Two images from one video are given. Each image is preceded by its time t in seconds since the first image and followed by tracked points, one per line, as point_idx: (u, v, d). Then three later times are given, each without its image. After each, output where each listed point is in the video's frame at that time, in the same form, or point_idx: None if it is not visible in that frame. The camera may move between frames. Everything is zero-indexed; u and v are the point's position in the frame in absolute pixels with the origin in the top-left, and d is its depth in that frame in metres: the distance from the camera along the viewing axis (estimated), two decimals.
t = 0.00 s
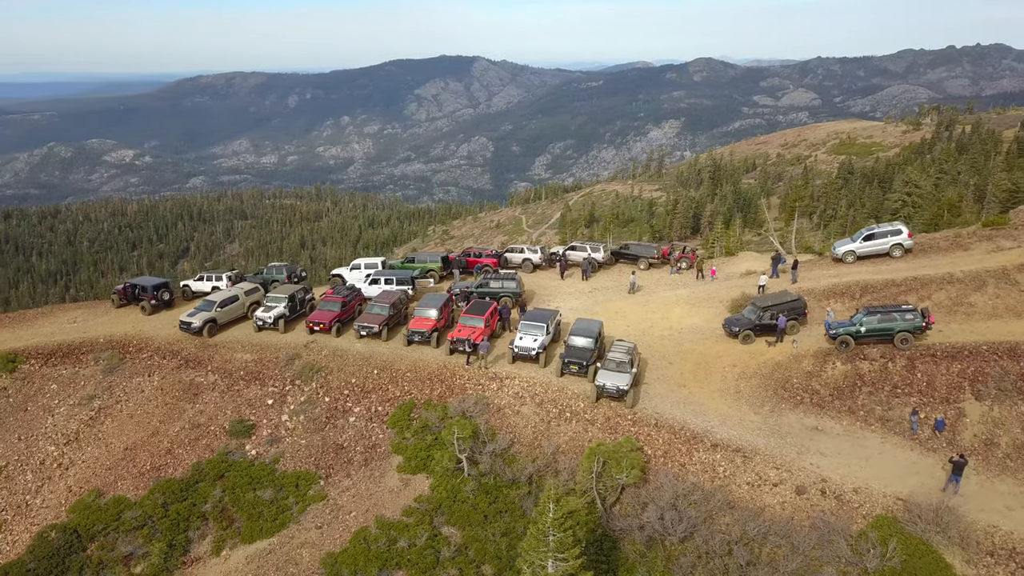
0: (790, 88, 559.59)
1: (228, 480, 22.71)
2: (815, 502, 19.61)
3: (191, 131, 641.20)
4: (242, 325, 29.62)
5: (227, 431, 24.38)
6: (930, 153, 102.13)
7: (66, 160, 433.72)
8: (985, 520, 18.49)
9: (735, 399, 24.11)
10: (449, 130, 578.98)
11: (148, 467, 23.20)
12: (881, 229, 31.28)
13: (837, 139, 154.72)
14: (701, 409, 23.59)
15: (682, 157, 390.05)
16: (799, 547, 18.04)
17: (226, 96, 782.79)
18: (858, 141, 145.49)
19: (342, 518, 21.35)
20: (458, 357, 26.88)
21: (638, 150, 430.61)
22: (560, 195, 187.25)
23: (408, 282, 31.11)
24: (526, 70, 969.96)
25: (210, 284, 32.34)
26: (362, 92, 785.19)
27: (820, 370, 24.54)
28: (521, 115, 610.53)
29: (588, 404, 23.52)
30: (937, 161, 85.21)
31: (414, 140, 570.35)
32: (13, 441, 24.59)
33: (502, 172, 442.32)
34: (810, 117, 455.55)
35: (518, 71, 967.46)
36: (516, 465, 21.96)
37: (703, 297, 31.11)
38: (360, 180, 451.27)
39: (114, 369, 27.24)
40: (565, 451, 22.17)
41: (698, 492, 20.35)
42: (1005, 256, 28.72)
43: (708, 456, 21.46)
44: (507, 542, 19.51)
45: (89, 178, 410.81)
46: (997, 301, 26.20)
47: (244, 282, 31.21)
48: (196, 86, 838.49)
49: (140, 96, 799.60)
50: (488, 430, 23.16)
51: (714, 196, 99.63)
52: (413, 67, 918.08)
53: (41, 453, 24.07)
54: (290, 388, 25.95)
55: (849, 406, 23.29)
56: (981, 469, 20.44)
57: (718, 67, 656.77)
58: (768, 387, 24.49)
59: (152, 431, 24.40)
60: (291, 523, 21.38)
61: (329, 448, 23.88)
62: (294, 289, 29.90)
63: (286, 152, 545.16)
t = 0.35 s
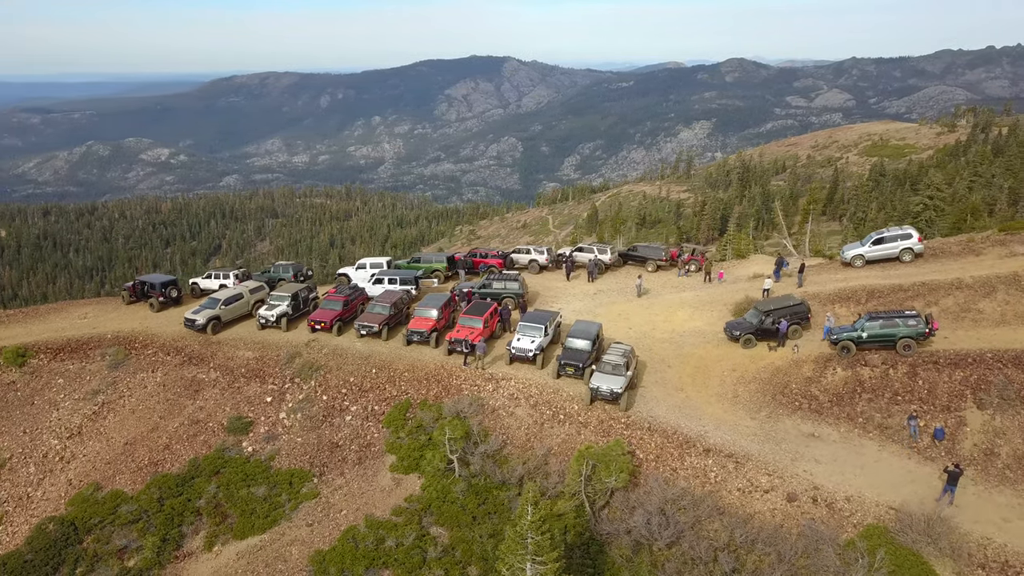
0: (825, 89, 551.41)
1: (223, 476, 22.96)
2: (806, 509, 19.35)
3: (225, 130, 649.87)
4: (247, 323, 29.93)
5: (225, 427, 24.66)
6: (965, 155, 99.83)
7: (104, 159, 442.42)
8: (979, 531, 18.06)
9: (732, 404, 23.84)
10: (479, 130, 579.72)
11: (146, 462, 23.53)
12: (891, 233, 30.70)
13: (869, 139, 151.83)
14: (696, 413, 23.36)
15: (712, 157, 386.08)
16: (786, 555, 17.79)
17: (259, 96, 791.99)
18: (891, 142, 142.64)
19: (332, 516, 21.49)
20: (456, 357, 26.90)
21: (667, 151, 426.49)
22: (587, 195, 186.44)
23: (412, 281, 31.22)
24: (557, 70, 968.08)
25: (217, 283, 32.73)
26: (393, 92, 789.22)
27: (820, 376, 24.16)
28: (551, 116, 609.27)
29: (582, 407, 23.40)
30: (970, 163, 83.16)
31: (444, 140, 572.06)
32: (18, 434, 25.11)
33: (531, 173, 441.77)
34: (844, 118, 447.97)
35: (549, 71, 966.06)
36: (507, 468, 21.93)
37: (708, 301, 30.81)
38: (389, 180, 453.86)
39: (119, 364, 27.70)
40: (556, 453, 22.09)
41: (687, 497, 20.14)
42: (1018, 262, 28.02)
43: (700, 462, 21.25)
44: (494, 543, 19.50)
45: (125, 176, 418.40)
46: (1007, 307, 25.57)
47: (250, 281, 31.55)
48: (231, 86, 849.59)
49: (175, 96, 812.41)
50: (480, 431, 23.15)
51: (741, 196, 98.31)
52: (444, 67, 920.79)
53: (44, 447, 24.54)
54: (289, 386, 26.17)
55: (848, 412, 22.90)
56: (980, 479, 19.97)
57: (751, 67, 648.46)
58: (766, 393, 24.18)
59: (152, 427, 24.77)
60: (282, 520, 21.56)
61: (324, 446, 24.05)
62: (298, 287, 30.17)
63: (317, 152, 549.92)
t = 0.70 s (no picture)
0: (853, 89, 544.27)
1: (217, 473, 23.17)
2: (794, 515, 19.15)
3: (252, 130, 656.29)
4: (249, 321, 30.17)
5: (221, 424, 24.89)
6: (993, 154, 97.77)
7: (133, 158, 448.85)
8: (969, 541, 17.75)
9: (726, 408, 23.64)
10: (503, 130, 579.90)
11: (142, 458, 23.83)
12: (896, 236, 30.27)
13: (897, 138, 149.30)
14: (690, 416, 23.18)
15: (737, 158, 382.24)
16: (771, 561, 17.60)
17: (286, 96, 798.75)
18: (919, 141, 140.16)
19: (322, 515, 21.60)
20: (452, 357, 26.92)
21: (691, 151, 422.45)
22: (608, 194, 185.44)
23: (413, 281, 31.33)
24: (582, 70, 965.43)
25: (221, 281, 33.06)
26: (417, 91, 791.76)
27: (816, 381, 23.86)
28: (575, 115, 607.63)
29: (574, 409, 23.29)
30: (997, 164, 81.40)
31: (468, 140, 572.98)
32: (20, 429, 25.53)
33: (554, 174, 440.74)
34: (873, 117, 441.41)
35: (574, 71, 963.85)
36: (495, 468, 21.92)
37: (710, 303, 30.55)
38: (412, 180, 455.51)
39: (121, 360, 28.06)
40: (546, 455, 22.05)
41: (676, 501, 20.00)
42: None
43: (690, 465, 21.10)
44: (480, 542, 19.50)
45: (155, 175, 424.47)
46: (1012, 313, 25.08)
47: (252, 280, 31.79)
48: (258, 87, 857.99)
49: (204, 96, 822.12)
50: (472, 432, 23.17)
51: (763, 195, 96.84)
52: (469, 67, 922.47)
53: (45, 441, 24.95)
54: (286, 384, 26.33)
55: (844, 418, 22.61)
56: (974, 488, 19.63)
57: (778, 67, 640.55)
58: (762, 397, 23.93)
59: (150, 423, 25.08)
60: (273, 517, 21.71)
61: (318, 445, 24.19)
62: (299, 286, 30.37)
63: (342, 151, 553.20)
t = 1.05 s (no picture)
0: (885, 90, 536.12)
1: (210, 469, 23.42)
2: (781, 522, 18.92)
3: (281, 129, 662.39)
4: (251, 319, 30.43)
5: (218, 422, 25.16)
6: None
7: (166, 156, 455.38)
8: (957, 551, 17.42)
9: (720, 412, 23.43)
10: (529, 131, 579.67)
11: (139, 454, 24.13)
12: (902, 240, 29.83)
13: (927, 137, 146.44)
14: (682, 420, 23.02)
15: (764, 159, 377.99)
16: (753, 568, 17.37)
17: (315, 96, 805.49)
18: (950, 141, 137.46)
19: (311, 513, 21.75)
20: (447, 357, 26.90)
21: (719, 151, 418.43)
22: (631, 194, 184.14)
23: (415, 281, 31.40)
24: (609, 70, 961.62)
25: (226, 280, 33.37)
26: (444, 92, 793.84)
27: (813, 386, 23.55)
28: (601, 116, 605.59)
29: (566, 411, 23.21)
30: None
31: (494, 140, 573.33)
32: (23, 424, 26.01)
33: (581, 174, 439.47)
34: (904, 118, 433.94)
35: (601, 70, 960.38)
36: (484, 469, 21.92)
37: (711, 305, 30.24)
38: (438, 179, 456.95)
39: (125, 356, 28.50)
40: (534, 457, 22.02)
41: (662, 505, 19.87)
42: None
43: (679, 470, 20.94)
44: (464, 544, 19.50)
45: (186, 174, 430.06)
46: (1018, 319, 24.52)
47: (255, 279, 32.06)
48: (288, 87, 866.17)
49: (235, 96, 832.02)
50: (463, 433, 23.18)
51: (787, 196, 95.62)
52: (496, 68, 923.38)
53: (46, 436, 25.39)
54: (283, 382, 26.55)
55: (839, 423, 22.28)
56: (967, 497, 19.24)
57: (808, 67, 632.40)
58: (757, 401, 23.66)
59: (149, 420, 25.44)
60: (263, 514, 21.90)
61: (312, 443, 24.36)
62: (301, 285, 30.55)
63: (370, 151, 556.18)
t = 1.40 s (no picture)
0: (915, 91, 528.08)
1: (205, 466, 23.65)
2: (768, 528, 18.72)
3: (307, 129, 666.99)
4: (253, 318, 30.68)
5: (215, 419, 25.40)
6: None
7: (194, 155, 460.70)
8: (946, 561, 17.10)
9: (714, 416, 23.24)
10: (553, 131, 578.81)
11: (136, 450, 24.44)
12: (907, 244, 29.40)
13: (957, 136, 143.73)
14: (675, 424, 22.85)
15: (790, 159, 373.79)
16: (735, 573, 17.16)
17: (341, 96, 810.56)
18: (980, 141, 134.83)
19: (302, 511, 21.87)
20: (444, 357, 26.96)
21: (744, 152, 414.41)
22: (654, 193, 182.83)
23: (416, 281, 31.52)
24: (635, 70, 957.00)
25: (231, 278, 33.71)
26: (469, 92, 795.08)
27: (809, 391, 23.27)
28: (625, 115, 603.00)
29: (558, 413, 23.15)
30: None
31: (519, 140, 573.13)
32: (26, 419, 26.47)
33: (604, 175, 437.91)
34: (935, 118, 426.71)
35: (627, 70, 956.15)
36: (474, 470, 21.92)
37: (712, 307, 30.00)
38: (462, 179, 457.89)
39: (128, 353, 28.86)
40: (524, 458, 21.97)
41: (649, 509, 19.73)
42: None
43: (668, 473, 20.80)
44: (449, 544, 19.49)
45: (213, 172, 434.35)
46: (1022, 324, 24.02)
47: (258, 277, 32.35)
48: (314, 86, 872.68)
49: (263, 95, 840.03)
50: (454, 432, 23.22)
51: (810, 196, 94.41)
52: (522, 68, 923.05)
53: (48, 431, 25.81)
54: (281, 381, 26.72)
55: (834, 429, 22.00)
56: (960, 506, 18.90)
57: (837, 67, 624.57)
58: (752, 406, 23.43)
59: (147, 415, 25.75)
60: (255, 512, 22.07)
61: (306, 442, 24.51)
62: (302, 284, 30.79)
63: (395, 151, 558.49)
